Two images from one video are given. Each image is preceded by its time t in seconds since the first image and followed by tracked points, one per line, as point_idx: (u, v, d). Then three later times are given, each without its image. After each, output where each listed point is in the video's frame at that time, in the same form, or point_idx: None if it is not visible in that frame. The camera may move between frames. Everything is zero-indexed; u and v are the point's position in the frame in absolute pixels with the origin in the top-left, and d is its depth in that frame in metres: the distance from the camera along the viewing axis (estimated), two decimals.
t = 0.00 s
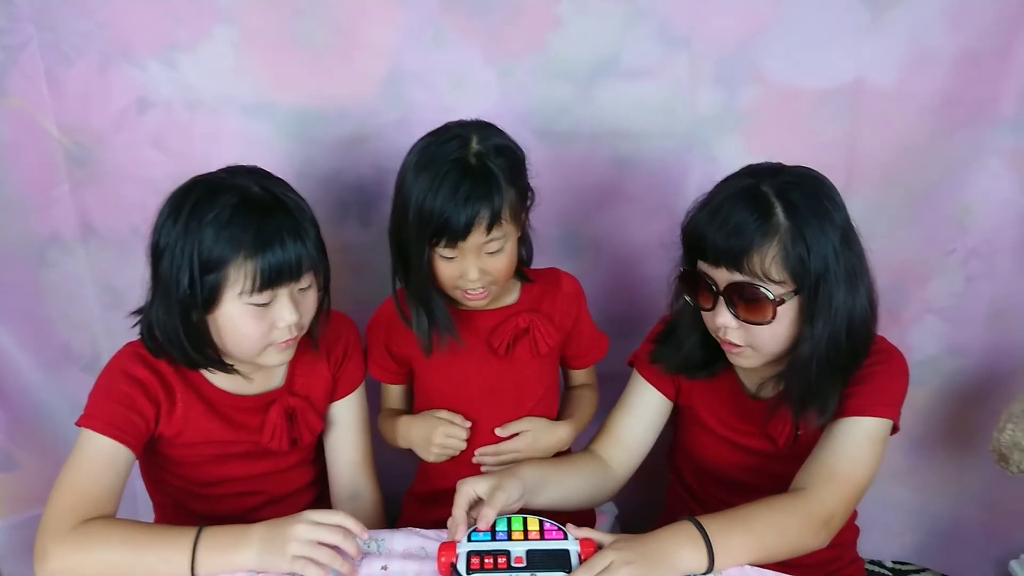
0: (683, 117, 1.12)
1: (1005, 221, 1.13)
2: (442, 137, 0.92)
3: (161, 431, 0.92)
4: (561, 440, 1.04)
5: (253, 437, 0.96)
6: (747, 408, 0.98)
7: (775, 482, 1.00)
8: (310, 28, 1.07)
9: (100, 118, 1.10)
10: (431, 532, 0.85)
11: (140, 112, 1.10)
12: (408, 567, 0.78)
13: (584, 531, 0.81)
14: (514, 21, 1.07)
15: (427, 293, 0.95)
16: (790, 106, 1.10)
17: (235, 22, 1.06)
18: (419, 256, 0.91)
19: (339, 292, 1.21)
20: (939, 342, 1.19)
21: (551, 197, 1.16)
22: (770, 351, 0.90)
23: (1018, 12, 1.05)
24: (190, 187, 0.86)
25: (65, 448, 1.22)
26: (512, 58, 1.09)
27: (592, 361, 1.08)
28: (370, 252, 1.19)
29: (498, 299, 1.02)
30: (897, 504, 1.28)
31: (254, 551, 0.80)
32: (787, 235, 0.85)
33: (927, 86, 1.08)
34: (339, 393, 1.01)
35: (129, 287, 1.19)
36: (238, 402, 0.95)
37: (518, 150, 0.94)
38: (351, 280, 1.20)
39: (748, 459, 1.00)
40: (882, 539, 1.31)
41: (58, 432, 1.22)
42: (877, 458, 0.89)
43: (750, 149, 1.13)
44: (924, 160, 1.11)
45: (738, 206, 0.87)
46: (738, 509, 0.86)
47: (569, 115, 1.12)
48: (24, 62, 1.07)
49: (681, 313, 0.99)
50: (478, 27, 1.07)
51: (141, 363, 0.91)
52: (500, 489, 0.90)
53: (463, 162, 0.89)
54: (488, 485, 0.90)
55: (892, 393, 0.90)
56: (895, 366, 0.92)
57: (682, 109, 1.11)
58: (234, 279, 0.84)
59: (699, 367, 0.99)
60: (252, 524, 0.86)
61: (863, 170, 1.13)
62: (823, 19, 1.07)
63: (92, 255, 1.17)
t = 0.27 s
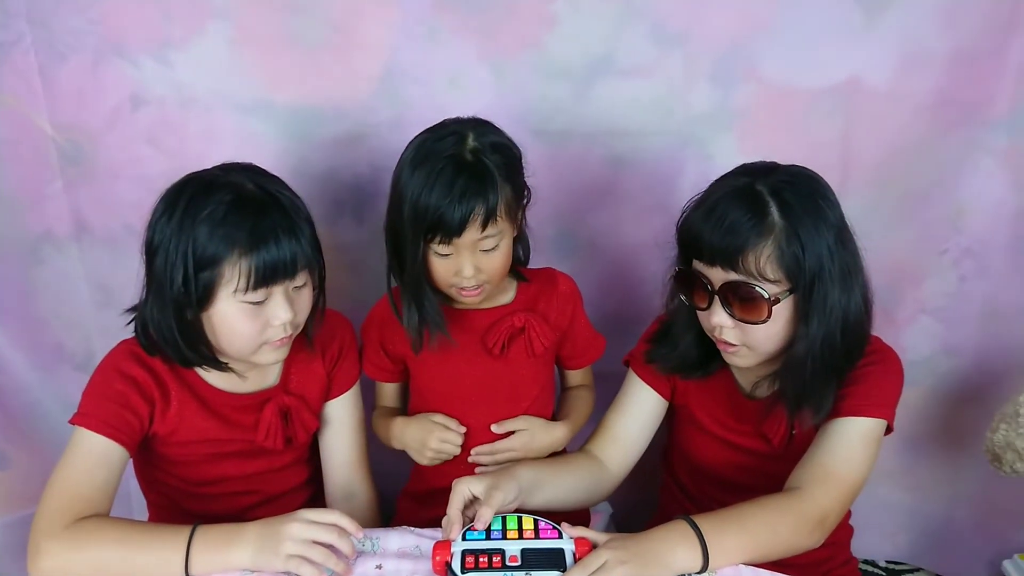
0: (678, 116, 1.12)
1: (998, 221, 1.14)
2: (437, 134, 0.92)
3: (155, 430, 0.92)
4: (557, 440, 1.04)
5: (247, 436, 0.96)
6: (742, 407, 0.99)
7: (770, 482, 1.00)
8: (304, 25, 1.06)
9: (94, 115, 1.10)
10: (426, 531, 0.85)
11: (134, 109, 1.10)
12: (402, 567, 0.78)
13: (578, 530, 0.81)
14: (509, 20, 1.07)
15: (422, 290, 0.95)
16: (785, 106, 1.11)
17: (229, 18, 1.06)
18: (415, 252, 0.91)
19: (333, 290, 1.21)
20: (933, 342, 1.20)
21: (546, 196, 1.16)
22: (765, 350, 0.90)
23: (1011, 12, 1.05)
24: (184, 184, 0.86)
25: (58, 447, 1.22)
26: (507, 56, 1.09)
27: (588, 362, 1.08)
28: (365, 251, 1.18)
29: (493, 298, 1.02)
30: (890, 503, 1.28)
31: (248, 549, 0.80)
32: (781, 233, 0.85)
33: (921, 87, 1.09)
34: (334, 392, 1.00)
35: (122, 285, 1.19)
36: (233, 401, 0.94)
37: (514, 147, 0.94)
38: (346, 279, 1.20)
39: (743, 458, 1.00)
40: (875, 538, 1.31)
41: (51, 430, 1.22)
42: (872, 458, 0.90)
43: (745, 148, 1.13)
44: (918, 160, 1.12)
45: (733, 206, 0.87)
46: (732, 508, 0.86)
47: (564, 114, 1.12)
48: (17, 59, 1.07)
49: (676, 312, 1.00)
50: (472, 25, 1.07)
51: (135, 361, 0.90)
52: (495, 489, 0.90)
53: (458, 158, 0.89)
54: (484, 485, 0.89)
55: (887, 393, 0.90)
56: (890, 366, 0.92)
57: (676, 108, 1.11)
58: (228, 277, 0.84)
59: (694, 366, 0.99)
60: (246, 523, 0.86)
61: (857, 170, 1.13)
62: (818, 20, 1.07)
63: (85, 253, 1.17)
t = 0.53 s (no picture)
0: (672, 117, 1.12)
1: (990, 222, 1.14)
2: (435, 137, 0.92)
3: (149, 429, 0.92)
4: (555, 441, 1.04)
5: (241, 435, 0.96)
6: (736, 407, 0.99)
7: (763, 482, 1.00)
8: (299, 25, 1.06)
9: (88, 114, 1.10)
10: (420, 530, 0.85)
11: (128, 108, 1.10)
12: (397, 565, 0.78)
13: (573, 529, 0.82)
14: (504, 20, 1.07)
15: (422, 294, 0.95)
16: (779, 107, 1.11)
17: (224, 17, 1.06)
18: (414, 255, 0.91)
19: (328, 290, 1.21)
20: (925, 342, 1.20)
21: (540, 196, 1.16)
22: (758, 351, 0.91)
23: (1002, 14, 1.06)
24: (178, 183, 0.86)
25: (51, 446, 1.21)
26: (502, 56, 1.09)
27: (584, 362, 1.08)
28: (360, 250, 1.18)
29: (491, 299, 1.02)
30: (883, 503, 1.29)
31: (243, 549, 0.80)
32: (774, 235, 0.86)
33: (913, 88, 1.09)
34: (328, 391, 1.00)
35: (116, 284, 1.18)
36: (227, 400, 0.94)
37: (513, 150, 0.94)
38: (340, 279, 1.20)
39: (737, 458, 1.00)
40: (869, 537, 1.32)
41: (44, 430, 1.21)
42: (864, 457, 0.90)
43: (739, 149, 1.13)
44: (910, 161, 1.12)
45: (725, 208, 0.87)
46: (726, 507, 0.87)
47: (559, 115, 1.12)
48: (11, 58, 1.07)
49: (670, 314, 1.00)
50: (467, 25, 1.07)
51: (129, 360, 0.90)
52: (491, 490, 0.90)
53: (457, 162, 0.89)
54: (479, 485, 0.90)
55: (880, 393, 0.90)
56: (883, 366, 0.93)
57: (671, 108, 1.12)
58: (221, 276, 0.84)
59: (688, 367, 1.00)
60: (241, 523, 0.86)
61: (850, 171, 1.13)
62: (811, 21, 1.07)
63: (79, 252, 1.16)
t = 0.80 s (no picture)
0: (669, 116, 1.12)
1: (985, 222, 1.15)
2: (435, 140, 0.92)
3: (146, 429, 0.92)
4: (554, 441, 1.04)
5: (238, 434, 0.96)
6: (732, 406, 0.99)
7: (759, 480, 1.01)
8: (297, 24, 1.06)
9: (84, 113, 1.09)
10: (418, 529, 0.85)
11: (125, 107, 1.09)
12: (393, 564, 0.79)
13: (570, 528, 0.82)
14: (501, 19, 1.07)
15: (422, 298, 0.95)
16: (775, 106, 1.11)
17: (222, 16, 1.06)
18: (413, 259, 0.91)
19: (325, 289, 1.21)
20: (921, 341, 1.21)
21: (538, 195, 1.16)
22: (753, 351, 0.91)
23: (998, 15, 1.06)
24: (175, 182, 0.85)
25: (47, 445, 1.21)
26: (499, 56, 1.09)
27: (584, 362, 1.08)
28: (357, 250, 1.18)
29: (494, 300, 1.02)
30: (879, 501, 1.29)
31: (239, 548, 0.79)
32: (769, 235, 0.86)
33: (909, 88, 1.10)
34: (325, 390, 1.00)
35: (112, 283, 1.18)
36: (224, 400, 0.94)
37: (513, 152, 0.94)
38: (338, 278, 1.20)
39: (734, 456, 1.01)
40: (864, 536, 1.32)
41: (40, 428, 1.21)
42: (860, 457, 0.90)
43: (736, 149, 1.14)
44: (906, 160, 1.13)
45: (721, 209, 0.87)
46: (723, 506, 0.87)
47: (556, 114, 1.12)
48: (7, 56, 1.07)
49: (667, 313, 1.00)
50: (465, 24, 1.07)
51: (127, 360, 0.90)
52: (490, 490, 0.90)
53: (458, 166, 0.89)
54: (478, 485, 0.90)
55: (876, 393, 0.91)
56: (880, 366, 0.93)
57: (668, 108, 1.12)
58: (218, 276, 0.84)
59: (685, 366, 1.00)
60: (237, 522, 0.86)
61: (847, 171, 1.14)
62: (808, 21, 1.08)
63: (76, 251, 1.16)
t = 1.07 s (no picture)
0: (669, 114, 1.12)
1: (986, 219, 1.15)
2: (439, 140, 0.92)
3: (148, 427, 0.92)
4: (557, 439, 1.04)
5: (240, 432, 0.96)
6: (734, 403, 0.99)
7: (761, 478, 1.01)
8: (297, 22, 1.06)
9: (84, 111, 1.09)
10: (420, 526, 0.85)
11: (125, 106, 1.09)
12: (395, 561, 0.79)
13: (571, 525, 0.82)
14: (501, 17, 1.07)
15: (425, 298, 0.95)
16: (776, 104, 1.11)
17: (221, 15, 1.06)
18: (416, 260, 0.91)
19: (325, 287, 1.21)
20: (922, 338, 1.21)
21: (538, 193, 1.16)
22: (755, 348, 0.91)
23: (998, 12, 1.06)
24: (177, 179, 0.85)
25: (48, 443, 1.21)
26: (499, 54, 1.09)
27: (587, 362, 1.08)
28: (358, 248, 1.18)
29: (497, 301, 1.02)
30: (880, 499, 1.29)
31: (241, 545, 0.79)
32: (771, 232, 0.86)
33: (910, 85, 1.10)
34: (327, 388, 1.00)
35: (113, 281, 1.18)
36: (226, 398, 0.94)
37: (517, 152, 0.94)
38: (339, 276, 1.20)
39: (735, 453, 1.01)
40: (865, 533, 1.32)
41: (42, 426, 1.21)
42: (862, 454, 0.90)
43: (736, 147, 1.14)
44: (906, 158, 1.13)
45: (723, 207, 0.87)
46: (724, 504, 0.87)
47: (556, 112, 1.12)
48: (7, 55, 1.07)
49: (668, 311, 1.00)
50: (465, 22, 1.07)
51: (129, 358, 0.90)
52: (493, 489, 0.89)
53: (461, 165, 0.89)
54: (481, 483, 0.89)
55: (879, 390, 0.91)
56: (882, 363, 0.93)
57: (668, 106, 1.12)
58: (220, 273, 0.84)
59: (687, 364, 1.00)
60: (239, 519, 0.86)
61: (847, 168, 1.14)
62: (808, 19, 1.08)
63: (76, 250, 1.16)
